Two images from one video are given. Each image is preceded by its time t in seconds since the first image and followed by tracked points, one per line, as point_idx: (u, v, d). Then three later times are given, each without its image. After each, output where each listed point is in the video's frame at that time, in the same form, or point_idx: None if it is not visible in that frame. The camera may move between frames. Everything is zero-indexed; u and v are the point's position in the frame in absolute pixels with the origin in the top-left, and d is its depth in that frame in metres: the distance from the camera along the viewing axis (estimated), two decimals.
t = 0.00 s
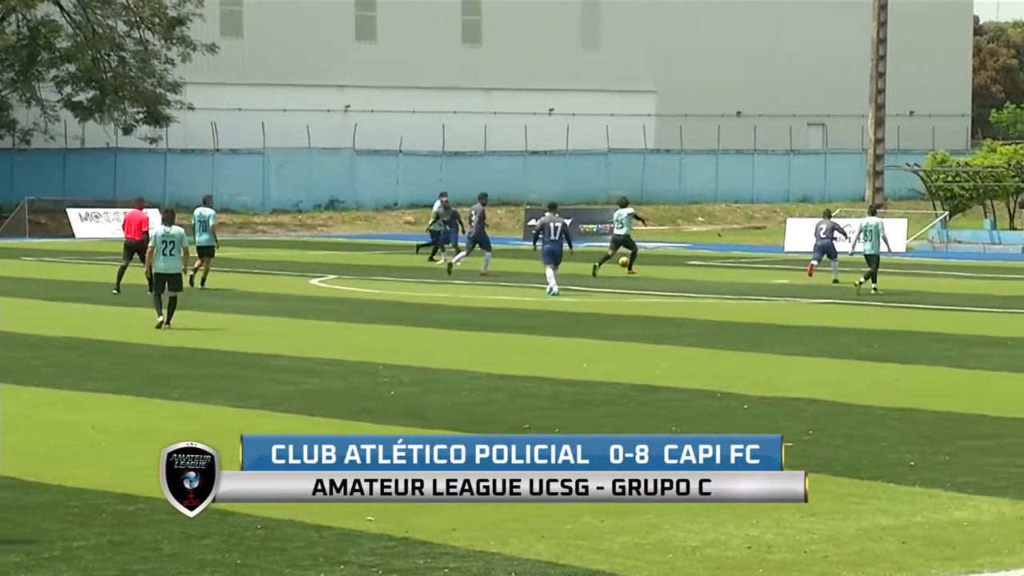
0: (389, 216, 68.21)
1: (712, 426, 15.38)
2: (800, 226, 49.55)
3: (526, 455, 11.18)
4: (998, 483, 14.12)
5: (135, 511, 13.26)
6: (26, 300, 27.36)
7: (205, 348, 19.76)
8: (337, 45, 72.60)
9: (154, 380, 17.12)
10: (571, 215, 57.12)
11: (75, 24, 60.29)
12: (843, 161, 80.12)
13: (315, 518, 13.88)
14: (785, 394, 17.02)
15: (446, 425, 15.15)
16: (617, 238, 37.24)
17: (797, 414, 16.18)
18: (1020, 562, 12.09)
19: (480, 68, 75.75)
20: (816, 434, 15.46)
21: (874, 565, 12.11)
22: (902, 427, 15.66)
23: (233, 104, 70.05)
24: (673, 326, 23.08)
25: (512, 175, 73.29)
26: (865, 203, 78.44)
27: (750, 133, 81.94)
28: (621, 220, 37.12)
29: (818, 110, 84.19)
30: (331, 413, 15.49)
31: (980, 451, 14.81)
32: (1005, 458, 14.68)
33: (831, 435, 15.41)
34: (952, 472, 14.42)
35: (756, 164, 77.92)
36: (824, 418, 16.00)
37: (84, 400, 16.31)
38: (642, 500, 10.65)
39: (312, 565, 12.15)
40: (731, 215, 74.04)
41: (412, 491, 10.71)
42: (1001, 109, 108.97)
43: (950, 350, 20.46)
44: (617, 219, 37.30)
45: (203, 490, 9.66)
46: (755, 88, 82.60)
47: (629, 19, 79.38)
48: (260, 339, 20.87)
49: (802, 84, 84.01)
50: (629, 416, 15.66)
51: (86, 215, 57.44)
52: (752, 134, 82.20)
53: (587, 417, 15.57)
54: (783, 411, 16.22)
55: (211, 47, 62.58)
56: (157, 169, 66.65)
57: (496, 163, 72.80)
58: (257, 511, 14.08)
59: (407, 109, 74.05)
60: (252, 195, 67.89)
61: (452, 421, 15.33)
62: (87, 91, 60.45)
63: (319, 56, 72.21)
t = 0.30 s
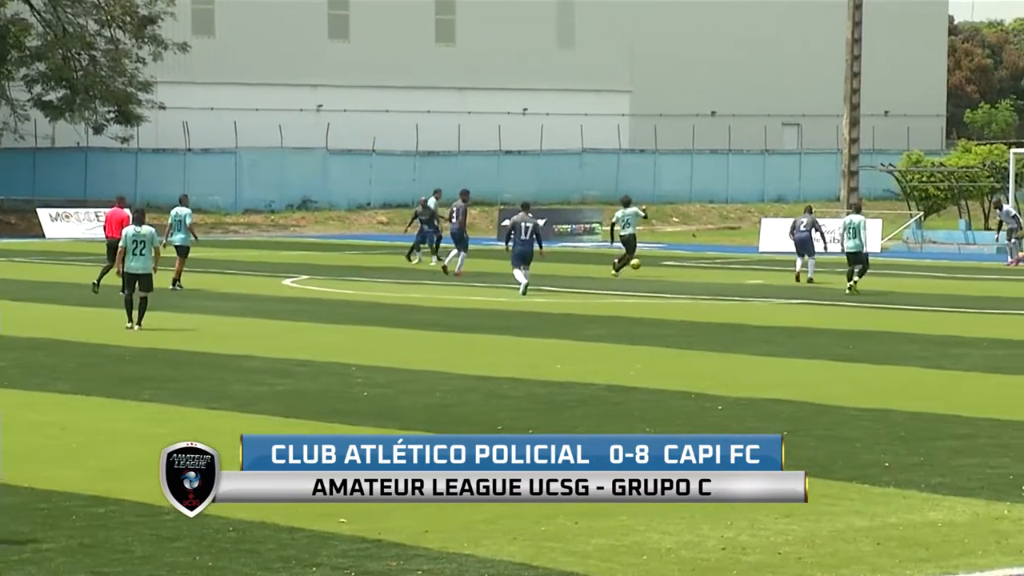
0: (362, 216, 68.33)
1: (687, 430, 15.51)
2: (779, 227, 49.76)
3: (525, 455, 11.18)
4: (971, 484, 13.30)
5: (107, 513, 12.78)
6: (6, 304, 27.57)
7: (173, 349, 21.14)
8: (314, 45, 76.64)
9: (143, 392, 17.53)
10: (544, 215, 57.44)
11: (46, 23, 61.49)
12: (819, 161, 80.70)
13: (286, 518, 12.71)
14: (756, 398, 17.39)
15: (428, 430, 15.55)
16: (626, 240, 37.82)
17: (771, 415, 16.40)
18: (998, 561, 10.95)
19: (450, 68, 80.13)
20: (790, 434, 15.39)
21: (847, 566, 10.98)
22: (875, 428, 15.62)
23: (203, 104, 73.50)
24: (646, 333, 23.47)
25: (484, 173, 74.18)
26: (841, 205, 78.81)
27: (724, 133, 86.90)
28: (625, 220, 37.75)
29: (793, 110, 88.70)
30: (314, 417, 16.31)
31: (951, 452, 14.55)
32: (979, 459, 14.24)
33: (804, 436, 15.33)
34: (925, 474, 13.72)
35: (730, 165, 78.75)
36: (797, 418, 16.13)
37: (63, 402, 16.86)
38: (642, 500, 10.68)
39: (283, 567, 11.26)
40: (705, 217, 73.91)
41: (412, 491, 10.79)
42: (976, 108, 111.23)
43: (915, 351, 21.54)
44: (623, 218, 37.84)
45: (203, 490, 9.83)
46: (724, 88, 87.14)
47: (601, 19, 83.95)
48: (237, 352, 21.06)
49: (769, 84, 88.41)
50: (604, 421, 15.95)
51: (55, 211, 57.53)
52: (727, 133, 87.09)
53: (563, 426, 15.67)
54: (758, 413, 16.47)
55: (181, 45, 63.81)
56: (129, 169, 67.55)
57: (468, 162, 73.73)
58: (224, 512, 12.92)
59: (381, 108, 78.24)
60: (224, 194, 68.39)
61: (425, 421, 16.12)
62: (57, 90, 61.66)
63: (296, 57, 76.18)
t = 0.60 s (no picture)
0: (333, 215, 68.20)
1: (660, 431, 15.46)
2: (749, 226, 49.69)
3: (527, 454, 11.51)
4: (943, 484, 13.28)
5: (75, 514, 12.67)
6: None
7: (144, 349, 21.01)
8: (285, 44, 76.53)
9: (112, 393, 17.37)
10: (515, 214, 57.24)
11: (13, 21, 60.90)
12: (791, 160, 80.86)
13: (257, 519, 12.60)
14: (730, 397, 17.36)
15: (400, 430, 15.50)
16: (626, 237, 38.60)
17: (743, 415, 16.38)
18: (969, 561, 10.93)
19: (422, 65, 80.06)
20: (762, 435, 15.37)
21: (819, 566, 10.94)
22: (847, 428, 15.60)
23: (173, 102, 73.14)
24: (620, 332, 23.44)
25: (455, 172, 74.26)
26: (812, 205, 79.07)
27: (696, 132, 87.06)
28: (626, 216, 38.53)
29: (765, 108, 88.87)
30: (283, 417, 16.24)
31: (923, 452, 14.53)
32: (952, 458, 14.22)
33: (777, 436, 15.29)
34: (899, 473, 13.70)
35: (702, 164, 78.82)
36: (770, 418, 16.11)
37: (31, 402, 16.73)
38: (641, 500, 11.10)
39: (253, 568, 11.17)
40: (678, 216, 73.80)
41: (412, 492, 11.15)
42: (948, 107, 111.59)
43: (887, 351, 21.49)
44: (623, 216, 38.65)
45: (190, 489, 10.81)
46: (697, 87, 87.32)
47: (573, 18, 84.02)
48: (206, 352, 20.92)
49: (741, 83, 88.52)
50: (578, 422, 15.91)
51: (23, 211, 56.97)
52: (698, 132, 87.30)
53: (536, 428, 15.63)
54: (731, 413, 16.44)
55: (151, 44, 63.65)
56: (98, 168, 67.51)
57: (441, 161, 73.85)
58: (194, 512, 12.80)
59: (351, 107, 78.05)
60: (193, 193, 68.12)
61: (395, 420, 16.10)
62: (25, 88, 61.44)
63: (267, 56, 76.04)
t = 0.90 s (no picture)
0: (301, 213, 68.08)
1: (627, 432, 15.45)
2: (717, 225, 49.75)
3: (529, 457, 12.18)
4: (910, 483, 13.30)
5: (40, 514, 12.58)
6: None
7: (110, 349, 20.90)
8: (252, 42, 76.29)
9: (77, 393, 17.26)
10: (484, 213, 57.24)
11: None
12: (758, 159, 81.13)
13: (224, 518, 12.54)
14: (697, 396, 17.37)
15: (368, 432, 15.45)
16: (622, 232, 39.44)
17: (711, 414, 16.37)
18: (937, 560, 10.95)
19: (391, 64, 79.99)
20: (731, 433, 15.37)
21: (787, 565, 10.93)
22: (815, 427, 15.62)
23: (138, 100, 72.74)
24: (588, 332, 23.44)
25: (423, 171, 74.10)
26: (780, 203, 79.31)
27: (664, 130, 87.19)
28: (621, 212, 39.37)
29: (733, 106, 89.36)
30: (250, 418, 16.19)
31: (891, 450, 14.56)
32: (918, 457, 14.26)
33: (745, 435, 15.28)
34: (866, 472, 13.73)
35: (670, 163, 79.04)
36: (738, 417, 16.12)
37: None
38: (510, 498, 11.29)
39: (220, 568, 11.10)
40: (646, 214, 73.84)
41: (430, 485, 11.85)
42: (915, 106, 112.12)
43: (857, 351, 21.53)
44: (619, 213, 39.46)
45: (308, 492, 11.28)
46: (666, 85, 87.39)
47: (541, 18, 84.11)
48: (174, 351, 20.81)
49: (708, 81, 88.66)
50: (546, 422, 15.88)
51: None
52: (667, 130, 87.45)
53: (504, 429, 15.63)
54: (699, 412, 16.43)
55: (116, 41, 63.36)
56: (63, 167, 67.03)
57: (409, 160, 73.59)
58: (161, 512, 12.72)
59: (318, 105, 77.94)
60: (159, 191, 67.84)
61: (363, 420, 16.07)
62: None
63: (234, 55, 75.79)
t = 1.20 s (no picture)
0: (267, 211, 67.86)
1: (594, 430, 15.44)
2: (684, 224, 49.75)
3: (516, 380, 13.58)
4: (877, 481, 13.31)
5: (4, 514, 12.49)
6: None
7: (73, 348, 20.81)
8: (218, 39, 76.02)
9: (41, 392, 17.14)
10: (449, 212, 57.26)
11: None
12: (725, 156, 81.36)
13: (189, 517, 12.48)
14: (662, 395, 17.39)
15: (333, 433, 15.42)
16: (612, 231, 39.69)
17: (676, 413, 16.37)
18: (903, 558, 10.97)
19: (357, 62, 79.89)
20: (697, 432, 15.37)
21: (754, 564, 10.92)
22: (781, 426, 15.63)
23: (102, 98, 72.25)
24: (554, 331, 23.45)
25: (389, 169, 73.87)
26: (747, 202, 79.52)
27: (631, 128, 87.29)
28: (612, 211, 39.53)
29: (699, 105, 89.39)
30: (216, 417, 16.13)
31: (857, 449, 14.58)
32: (884, 456, 14.29)
33: (711, 433, 15.29)
34: (832, 470, 13.73)
35: (636, 161, 79.22)
36: (705, 416, 16.13)
37: None
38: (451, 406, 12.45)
39: (184, 568, 11.02)
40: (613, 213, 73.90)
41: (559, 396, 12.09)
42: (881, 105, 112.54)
43: (824, 349, 21.56)
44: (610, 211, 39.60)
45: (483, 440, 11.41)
46: (633, 83, 87.49)
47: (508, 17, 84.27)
48: (137, 350, 20.71)
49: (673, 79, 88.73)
50: (514, 420, 15.88)
51: None
52: (634, 127, 87.46)
53: (471, 429, 15.60)
54: (664, 410, 16.44)
55: (81, 39, 62.97)
56: (28, 165, 66.12)
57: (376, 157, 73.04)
58: (126, 512, 12.63)
59: (285, 103, 77.81)
60: (124, 189, 67.45)
61: (327, 419, 16.04)
62: None
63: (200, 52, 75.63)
